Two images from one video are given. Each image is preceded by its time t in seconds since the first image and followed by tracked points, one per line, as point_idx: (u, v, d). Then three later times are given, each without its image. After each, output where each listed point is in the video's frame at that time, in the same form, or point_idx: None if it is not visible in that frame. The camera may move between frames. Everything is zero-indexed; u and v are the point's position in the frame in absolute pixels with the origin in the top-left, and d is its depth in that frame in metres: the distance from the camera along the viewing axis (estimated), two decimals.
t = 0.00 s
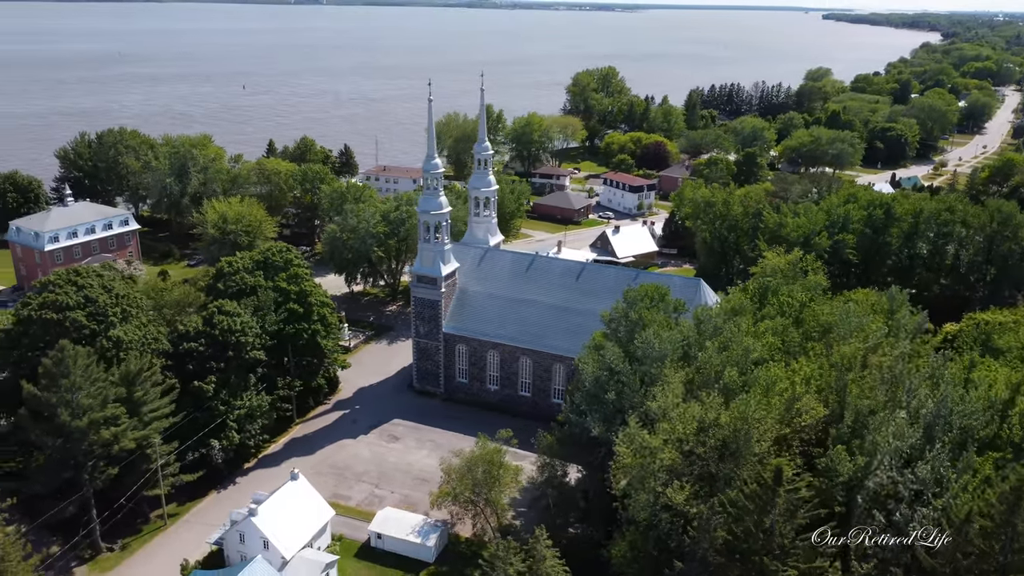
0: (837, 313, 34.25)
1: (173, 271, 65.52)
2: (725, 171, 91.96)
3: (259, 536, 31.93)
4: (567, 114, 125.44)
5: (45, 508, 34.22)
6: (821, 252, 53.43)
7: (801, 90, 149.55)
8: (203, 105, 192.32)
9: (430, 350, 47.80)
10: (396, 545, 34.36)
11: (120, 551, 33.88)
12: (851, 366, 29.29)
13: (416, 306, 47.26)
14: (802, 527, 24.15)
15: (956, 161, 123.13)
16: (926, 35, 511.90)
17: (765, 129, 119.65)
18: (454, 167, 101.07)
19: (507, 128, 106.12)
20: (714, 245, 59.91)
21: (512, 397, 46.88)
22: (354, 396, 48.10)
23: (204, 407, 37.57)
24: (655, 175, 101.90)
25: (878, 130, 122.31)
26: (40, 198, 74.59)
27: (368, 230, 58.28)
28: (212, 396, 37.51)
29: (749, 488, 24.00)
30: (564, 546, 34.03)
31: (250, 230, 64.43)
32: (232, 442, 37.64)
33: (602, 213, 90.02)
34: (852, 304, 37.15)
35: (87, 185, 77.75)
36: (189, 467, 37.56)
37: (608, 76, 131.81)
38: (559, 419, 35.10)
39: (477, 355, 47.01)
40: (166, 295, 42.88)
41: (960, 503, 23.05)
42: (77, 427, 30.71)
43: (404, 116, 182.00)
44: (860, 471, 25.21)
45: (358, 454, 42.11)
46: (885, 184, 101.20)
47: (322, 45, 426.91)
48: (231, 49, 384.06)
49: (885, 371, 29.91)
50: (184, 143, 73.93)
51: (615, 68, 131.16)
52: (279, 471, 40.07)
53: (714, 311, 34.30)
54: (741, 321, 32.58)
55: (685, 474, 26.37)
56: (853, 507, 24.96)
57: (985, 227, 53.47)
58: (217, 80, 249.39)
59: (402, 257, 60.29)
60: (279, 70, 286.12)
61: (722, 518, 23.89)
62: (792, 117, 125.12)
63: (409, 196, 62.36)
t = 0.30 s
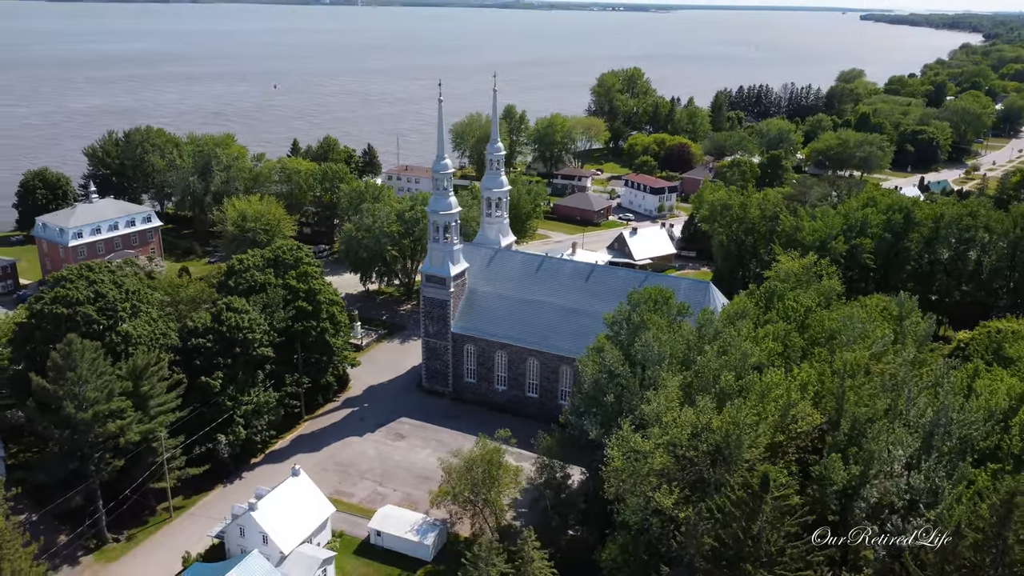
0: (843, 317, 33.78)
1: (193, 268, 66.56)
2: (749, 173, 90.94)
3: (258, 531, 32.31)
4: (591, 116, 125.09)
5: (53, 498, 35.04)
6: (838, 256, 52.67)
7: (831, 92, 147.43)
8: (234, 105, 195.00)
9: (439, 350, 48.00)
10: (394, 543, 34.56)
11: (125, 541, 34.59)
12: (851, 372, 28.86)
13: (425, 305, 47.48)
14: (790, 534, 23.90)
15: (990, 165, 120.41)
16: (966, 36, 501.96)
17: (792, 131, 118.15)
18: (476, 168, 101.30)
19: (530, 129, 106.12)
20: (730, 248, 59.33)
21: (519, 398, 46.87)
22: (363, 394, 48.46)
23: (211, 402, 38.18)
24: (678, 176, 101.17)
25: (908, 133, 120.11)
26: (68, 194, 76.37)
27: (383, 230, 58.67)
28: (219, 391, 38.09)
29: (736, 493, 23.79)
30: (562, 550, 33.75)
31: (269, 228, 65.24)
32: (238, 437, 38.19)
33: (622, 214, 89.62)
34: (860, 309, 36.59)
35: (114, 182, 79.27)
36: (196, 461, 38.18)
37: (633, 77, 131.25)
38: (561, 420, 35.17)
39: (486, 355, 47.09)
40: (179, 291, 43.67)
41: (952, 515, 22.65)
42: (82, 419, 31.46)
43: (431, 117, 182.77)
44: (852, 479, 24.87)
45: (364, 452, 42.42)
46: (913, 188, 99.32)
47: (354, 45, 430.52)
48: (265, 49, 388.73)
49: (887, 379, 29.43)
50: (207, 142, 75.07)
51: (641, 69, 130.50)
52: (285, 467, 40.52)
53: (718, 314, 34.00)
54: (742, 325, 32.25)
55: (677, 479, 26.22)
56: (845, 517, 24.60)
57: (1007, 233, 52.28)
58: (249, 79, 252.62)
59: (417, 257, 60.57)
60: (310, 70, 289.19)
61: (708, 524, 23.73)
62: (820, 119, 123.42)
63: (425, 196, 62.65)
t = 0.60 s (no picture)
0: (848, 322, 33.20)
1: (214, 264, 67.59)
2: (772, 176, 89.73)
3: (258, 526, 32.69)
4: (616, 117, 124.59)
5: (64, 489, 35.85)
6: (854, 261, 51.84)
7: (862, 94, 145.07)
8: (264, 105, 197.40)
9: (447, 350, 48.21)
10: (393, 541, 34.79)
11: (131, 533, 35.28)
12: (850, 379, 28.44)
13: (434, 305, 47.71)
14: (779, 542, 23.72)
15: None
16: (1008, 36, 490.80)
17: (820, 133, 116.43)
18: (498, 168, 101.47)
19: (552, 130, 106.03)
20: (746, 252, 58.68)
21: (527, 399, 46.87)
22: (373, 392, 48.84)
23: (219, 398, 38.77)
24: (700, 178, 100.38)
25: (939, 136, 117.74)
26: (94, 191, 77.98)
27: (397, 229, 59.05)
28: (225, 388, 38.66)
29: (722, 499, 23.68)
30: (561, 552, 33.49)
31: (287, 226, 66.08)
32: (245, 432, 38.71)
33: (643, 216, 89.16)
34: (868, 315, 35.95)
35: (140, 180, 80.73)
36: (203, 455, 38.79)
37: (659, 78, 130.46)
38: (561, 422, 35.16)
39: (493, 356, 47.17)
40: (191, 287, 44.43)
41: (942, 527, 22.23)
42: (87, 413, 32.12)
43: (458, 117, 183.33)
44: (844, 488, 24.59)
45: (369, 450, 42.73)
46: (941, 193, 97.31)
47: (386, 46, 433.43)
48: (298, 49, 393.20)
49: (887, 386, 28.92)
50: (230, 141, 76.16)
51: (666, 70, 129.72)
52: (290, 463, 40.96)
53: (719, 318, 33.67)
54: (742, 329, 31.94)
55: (667, 484, 26.03)
56: (835, 527, 24.28)
57: None
58: (280, 79, 255.40)
59: (431, 257, 60.86)
60: (341, 70, 291.76)
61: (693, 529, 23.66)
62: (849, 121, 121.45)
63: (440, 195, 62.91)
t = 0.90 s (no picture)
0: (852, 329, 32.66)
1: (233, 261, 68.51)
2: (795, 178, 88.56)
3: (258, 521, 33.05)
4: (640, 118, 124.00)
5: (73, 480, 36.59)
6: (870, 267, 50.98)
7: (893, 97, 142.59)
8: (294, 104, 199.62)
9: (456, 350, 48.37)
10: (393, 539, 35.00)
11: (137, 525, 35.91)
12: (847, 387, 28.05)
13: (443, 305, 47.93)
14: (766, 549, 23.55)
15: None
16: None
17: (848, 136, 114.68)
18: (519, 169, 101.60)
19: (575, 131, 105.80)
20: (762, 256, 58.02)
21: (534, 400, 46.81)
22: (382, 391, 49.17)
23: (226, 394, 39.31)
24: (723, 181, 99.50)
25: (971, 140, 115.27)
26: (121, 188, 79.54)
27: (412, 229, 59.41)
28: (233, 383, 39.18)
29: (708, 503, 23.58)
30: (556, 555, 33.92)
31: (304, 225, 66.84)
32: (251, 428, 39.18)
33: (663, 218, 88.61)
34: (874, 324, 35.37)
35: (165, 178, 82.18)
36: (210, 450, 39.35)
37: (685, 80, 129.47)
38: (562, 425, 35.06)
39: (501, 356, 47.22)
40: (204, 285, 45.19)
41: (932, 538, 21.80)
42: (94, 406, 32.81)
43: (484, 118, 183.65)
44: (835, 496, 24.31)
45: (375, 448, 43.01)
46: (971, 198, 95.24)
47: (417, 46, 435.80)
48: (331, 50, 397.06)
49: (887, 394, 28.41)
50: (252, 140, 77.24)
51: (692, 72, 128.79)
52: (296, 460, 41.33)
53: (720, 323, 33.36)
54: (742, 334, 31.60)
55: (658, 488, 25.86)
56: (825, 536, 23.89)
57: None
58: (311, 79, 258.06)
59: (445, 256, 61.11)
60: (371, 70, 293.96)
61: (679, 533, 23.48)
62: (878, 124, 119.43)
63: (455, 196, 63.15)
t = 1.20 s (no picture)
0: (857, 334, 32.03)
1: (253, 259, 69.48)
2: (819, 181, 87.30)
3: (258, 516, 33.46)
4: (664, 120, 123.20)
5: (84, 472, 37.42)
6: (887, 273, 50.04)
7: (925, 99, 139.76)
8: (322, 104, 201.45)
9: (465, 350, 48.54)
10: (392, 537, 35.22)
11: (144, 517, 36.62)
12: (845, 394, 27.63)
13: (453, 305, 48.13)
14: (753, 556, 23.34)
15: None
16: None
17: (876, 139, 112.84)
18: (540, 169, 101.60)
19: (597, 132, 105.53)
20: (778, 260, 57.30)
21: (541, 402, 46.72)
22: (391, 389, 49.50)
23: (234, 390, 39.89)
24: (746, 184, 98.46)
25: (1005, 144, 112.51)
26: (146, 186, 81.09)
27: (426, 229, 59.77)
28: (240, 379, 39.73)
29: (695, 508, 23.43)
30: (551, 556, 33.84)
31: (322, 223, 67.59)
32: (258, 424, 39.65)
33: (683, 221, 87.94)
34: (883, 332, 34.67)
35: (190, 176, 83.62)
36: (218, 445, 39.95)
37: (711, 81, 128.35)
38: (562, 425, 35.05)
39: (509, 357, 47.27)
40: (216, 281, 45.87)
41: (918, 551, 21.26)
42: (101, 399, 33.48)
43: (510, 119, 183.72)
44: (825, 504, 24.01)
45: (381, 445, 43.26)
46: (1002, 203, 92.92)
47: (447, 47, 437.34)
48: (363, 50, 400.16)
49: (886, 402, 27.82)
50: (274, 139, 78.27)
51: (718, 74, 127.66)
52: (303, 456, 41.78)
53: (723, 328, 33.03)
54: (743, 339, 31.22)
55: (647, 492, 25.80)
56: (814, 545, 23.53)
57: None
58: (341, 79, 260.26)
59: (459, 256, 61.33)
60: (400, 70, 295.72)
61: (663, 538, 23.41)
62: (908, 127, 117.21)
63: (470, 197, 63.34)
